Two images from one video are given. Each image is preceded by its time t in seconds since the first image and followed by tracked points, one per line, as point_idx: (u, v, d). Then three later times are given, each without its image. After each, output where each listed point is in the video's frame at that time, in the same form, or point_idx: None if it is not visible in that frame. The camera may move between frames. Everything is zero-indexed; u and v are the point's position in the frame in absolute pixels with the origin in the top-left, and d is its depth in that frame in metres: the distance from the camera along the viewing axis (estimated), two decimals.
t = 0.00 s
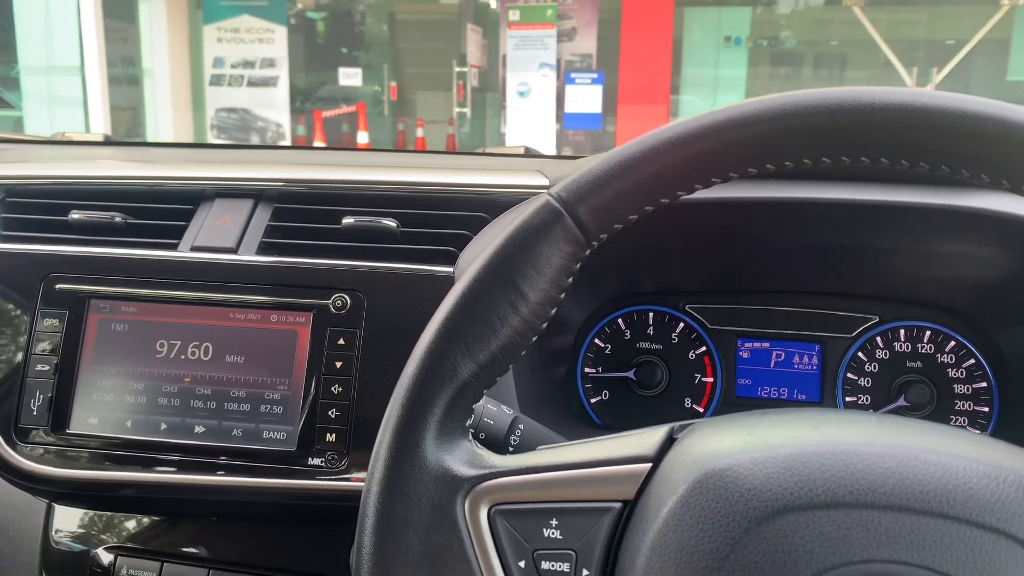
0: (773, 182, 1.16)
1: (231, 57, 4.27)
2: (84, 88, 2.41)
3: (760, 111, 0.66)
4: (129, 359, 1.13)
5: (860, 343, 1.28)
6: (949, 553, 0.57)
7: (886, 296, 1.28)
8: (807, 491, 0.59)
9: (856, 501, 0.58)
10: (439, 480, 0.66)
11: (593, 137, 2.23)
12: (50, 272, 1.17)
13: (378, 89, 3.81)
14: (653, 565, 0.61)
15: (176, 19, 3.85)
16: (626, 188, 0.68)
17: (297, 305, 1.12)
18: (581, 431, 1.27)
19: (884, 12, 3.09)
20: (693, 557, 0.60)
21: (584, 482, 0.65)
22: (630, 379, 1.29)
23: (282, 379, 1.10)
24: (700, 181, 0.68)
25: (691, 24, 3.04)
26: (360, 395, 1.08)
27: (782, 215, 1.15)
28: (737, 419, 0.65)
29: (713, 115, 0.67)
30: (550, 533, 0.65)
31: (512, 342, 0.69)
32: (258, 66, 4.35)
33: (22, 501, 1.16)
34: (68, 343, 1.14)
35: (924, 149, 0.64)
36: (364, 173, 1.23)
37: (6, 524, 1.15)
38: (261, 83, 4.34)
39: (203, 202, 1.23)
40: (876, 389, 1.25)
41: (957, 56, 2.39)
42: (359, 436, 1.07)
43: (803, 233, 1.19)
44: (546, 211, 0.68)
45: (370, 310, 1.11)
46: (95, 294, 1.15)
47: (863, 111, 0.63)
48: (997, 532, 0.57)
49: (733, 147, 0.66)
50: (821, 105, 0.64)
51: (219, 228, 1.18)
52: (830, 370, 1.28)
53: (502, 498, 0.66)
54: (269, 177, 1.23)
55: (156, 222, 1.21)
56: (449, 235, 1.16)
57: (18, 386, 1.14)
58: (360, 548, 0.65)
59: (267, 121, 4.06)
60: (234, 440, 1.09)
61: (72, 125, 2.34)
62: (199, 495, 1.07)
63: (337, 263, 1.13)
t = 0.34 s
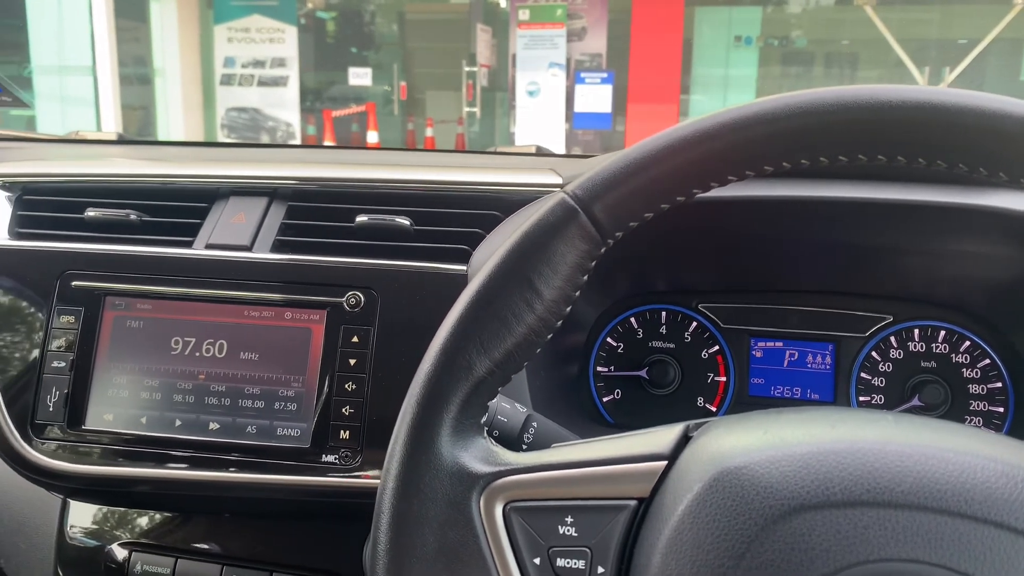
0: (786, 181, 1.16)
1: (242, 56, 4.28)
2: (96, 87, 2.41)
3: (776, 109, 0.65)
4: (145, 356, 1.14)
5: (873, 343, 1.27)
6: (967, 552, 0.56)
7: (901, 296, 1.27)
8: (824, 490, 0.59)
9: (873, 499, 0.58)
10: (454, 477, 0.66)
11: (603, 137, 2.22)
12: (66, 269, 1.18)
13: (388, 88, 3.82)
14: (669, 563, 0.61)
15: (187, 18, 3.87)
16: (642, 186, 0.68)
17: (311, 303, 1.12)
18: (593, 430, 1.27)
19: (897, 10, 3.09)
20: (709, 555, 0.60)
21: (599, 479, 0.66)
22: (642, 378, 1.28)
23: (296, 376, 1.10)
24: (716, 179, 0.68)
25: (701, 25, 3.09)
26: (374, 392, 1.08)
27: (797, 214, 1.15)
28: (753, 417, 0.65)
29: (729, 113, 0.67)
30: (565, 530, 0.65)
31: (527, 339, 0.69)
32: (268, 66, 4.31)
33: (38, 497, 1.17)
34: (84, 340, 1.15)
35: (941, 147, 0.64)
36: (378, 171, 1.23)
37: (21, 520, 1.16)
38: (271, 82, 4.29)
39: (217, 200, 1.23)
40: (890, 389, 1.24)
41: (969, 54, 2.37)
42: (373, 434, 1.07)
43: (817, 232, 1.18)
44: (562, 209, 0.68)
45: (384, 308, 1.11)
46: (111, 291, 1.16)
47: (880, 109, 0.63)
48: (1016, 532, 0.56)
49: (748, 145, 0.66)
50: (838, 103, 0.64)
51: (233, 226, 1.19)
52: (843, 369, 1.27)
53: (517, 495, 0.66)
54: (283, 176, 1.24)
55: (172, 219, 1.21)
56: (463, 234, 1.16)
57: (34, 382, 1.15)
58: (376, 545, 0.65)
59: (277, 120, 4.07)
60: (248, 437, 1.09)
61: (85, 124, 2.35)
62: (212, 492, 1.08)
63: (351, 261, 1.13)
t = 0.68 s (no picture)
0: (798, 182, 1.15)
1: (249, 56, 4.29)
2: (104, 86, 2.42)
3: (789, 108, 0.65)
4: (156, 354, 1.14)
5: (885, 344, 1.26)
6: (984, 554, 0.56)
7: (913, 296, 1.26)
8: (838, 491, 0.59)
9: (887, 501, 0.58)
10: (466, 477, 0.66)
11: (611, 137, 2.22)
12: (77, 268, 1.18)
13: (395, 88, 3.83)
14: (681, 563, 0.61)
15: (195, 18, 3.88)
16: (655, 186, 0.68)
17: (322, 302, 1.12)
18: (602, 431, 1.26)
19: (907, 9, 3.07)
20: (722, 556, 0.60)
21: (612, 480, 0.65)
22: (653, 378, 1.27)
23: (306, 375, 1.10)
24: (729, 179, 0.68)
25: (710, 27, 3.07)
26: (384, 391, 1.08)
27: (809, 214, 1.14)
28: (766, 418, 0.65)
29: (741, 113, 0.67)
30: (577, 530, 0.65)
31: (539, 339, 0.69)
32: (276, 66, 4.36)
33: (49, 495, 1.18)
34: (95, 338, 1.16)
35: (956, 147, 0.63)
36: (388, 170, 1.23)
37: (32, 518, 1.17)
38: (280, 83, 4.35)
39: (228, 199, 1.24)
40: (901, 390, 1.23)
41: (979, 54, 2.35)
42: (383, 433, 1.07)
43: (829, 232, 1.18)
44: (574, 209, 0.68)
45: (394, 308, 1.11)
46: (122, 289, 1.17)
47: (894, 108, 0.63)
48: None
49: (761, 145, 0.66)
50: (852, 102, 0.64)
51: (244, 225, 1.19)
52: (855, 370, 1.26)
53: (529, 495, 0.66)
54: (294, 175, 1.24)
55: (183, 219, 1.22)
56: (473, 233, 1.16)
57: (46, 380, 1.15)
58: (388, 545, 0.65)
59: (285, 120, 4.08)
60: (259, 435, 1.09)
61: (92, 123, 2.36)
62: (222, 490, 1.08)
63: (362, 260, 1.13)
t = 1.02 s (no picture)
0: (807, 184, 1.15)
1: (254, 55, 4.30)
2: (110, 85, 2.42)
3: (801, 111, 0.65)
4: (166, 353, 1.14)
5: (894, 346, 1.25)
6: (996, 558, 0.56)
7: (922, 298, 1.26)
8: (849, 494, 0.59)
9: (899, 504, 0.58)
10: (477, 478, 0.66)
11: (617, 137, 2.21)
12: (88, 267, 1.19)
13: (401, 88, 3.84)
14: (693, 566, 0.61)
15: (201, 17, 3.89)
16: (666, 188, 0.68)
17: (331, 302, 1.13)
18: (610, 432, 1.26)
19: (912, 8, 3.05)
20: (733, 558, 0.60)
21: (623, 482, 0.66)
22: (660, 379, 1.26)
23: (316, 375, 1.11)
24: (740, 182, 0.68)
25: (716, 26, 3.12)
26: (394, 392, 1.09)
27: (818, 216, 1.14)
28: (776, 420, 0.65)
29: (752, 116, 0.67)
30: (588, 532, 0.65)
31: (550, 341, 0.69)
32: (281, 65, 4.35)
33: (59, 493, 1.18)
34: (106, 338, 1.16)
35: (968, 151, 0.63)
36: (397, 171, 1.23)
37: (42, 516, 1.17)
38: (285, 82, 4.34)
39: (238, 200, 1.24)
40: (909, 391, 1.22)
41: (986, 55, 2.34)
42: (392, 434, 1.08)
43: (838, 235, 1.18)
44: (585, 211, 0.68)
45: (403, 309, 1.11)
46: (132, 289, 1.17)
47: (906, 112, 0.63)
48: None
49: (773, 148, 0.66)
50: (864, 105, 0.64)
51: (254, 225, 1.20)
52: (863, 371, 1.25)
53: (540, 496, 0.66)
54: (304, 176, 1.24)
55: (193, 219, 1.23)
56: (482, 234, 1.17)
57: (56, 380, 1.16)
58: (399, 546, 0.66)
59: (290, 119, 4.09)
60: (269, 435, 1.10)
61: (99, 121, 2.36)
62: (231, 489, 1.09)
63: (371, 261, 1.13)
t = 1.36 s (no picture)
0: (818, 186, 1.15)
1: (260, 54, 4.30)
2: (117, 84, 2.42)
3: (818, 114, 0.65)
4: (178, 353, 1.15)
5: (904, 349, 1.24)
6: (1014, 562, 0.56)
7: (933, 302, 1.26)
8: (866, 498, 0.59)
9: (916, 508, 0.58)
10: (492, 480, 0.66)
11: (623, 138, 2.21)
12: (100, 267, 1.19)
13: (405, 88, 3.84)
14: (708, 569, 0.61)
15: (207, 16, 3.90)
16: (681, 191, 0.68)
17: (342, 303, 1.13)
18: (619, 433, 1.26)
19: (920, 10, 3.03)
20: (749, 561, 0.60)
21: (639, 485, 0.66)
22: (670, 381, 1.26)
23: (327, 376, 1.11)
24: (755, 185, 0.68)
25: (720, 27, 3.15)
26: (405, 393, 1.09)
27: (830, 218, 1.14)
28: (792, 423, 0.65)
29: (767, 119, 0.67)
30: (603, 534, 0.65)
31: (565, 343, 0.69)
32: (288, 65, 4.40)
33: (70, 492, 1.19)
34: (118, 337, 1.16)
35: (986, 155, 0.63)
36: (408, 172, 1.23)
37: (54, 515, 1.18)
38: (290, 82, 4.36)
39: (249, 200, 1.24)
40: (920, 395, 1.21)
41: (995, 55, 2.32)
42: (403, 435, 1.08)
43: (849, 237, 1.18)
44: (600, 213, 0.69)
45: (414, 310, 1.11)
46: (144, 289, 1.18)
47: (924, 116, 0.63)
48: None
49: (789, 151, 0.66)
50: (881, 108, 0.64)
51: (265, 226, 1.20)
52: (873, 374, 1.25)
53: (555, 498, 0.66)
54: (315, 176, 1.24)
55: (204, 219, 1.23)
56: (494, 236, 1.17)
57: (68, 379, 1.16)
58: (414, 547, 0.66)
59: (295, 119, 4.09)
60: (280, 435, 1.10)
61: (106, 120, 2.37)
62: (242, 489, 1.09)
63: (382, 262, 1.14)
